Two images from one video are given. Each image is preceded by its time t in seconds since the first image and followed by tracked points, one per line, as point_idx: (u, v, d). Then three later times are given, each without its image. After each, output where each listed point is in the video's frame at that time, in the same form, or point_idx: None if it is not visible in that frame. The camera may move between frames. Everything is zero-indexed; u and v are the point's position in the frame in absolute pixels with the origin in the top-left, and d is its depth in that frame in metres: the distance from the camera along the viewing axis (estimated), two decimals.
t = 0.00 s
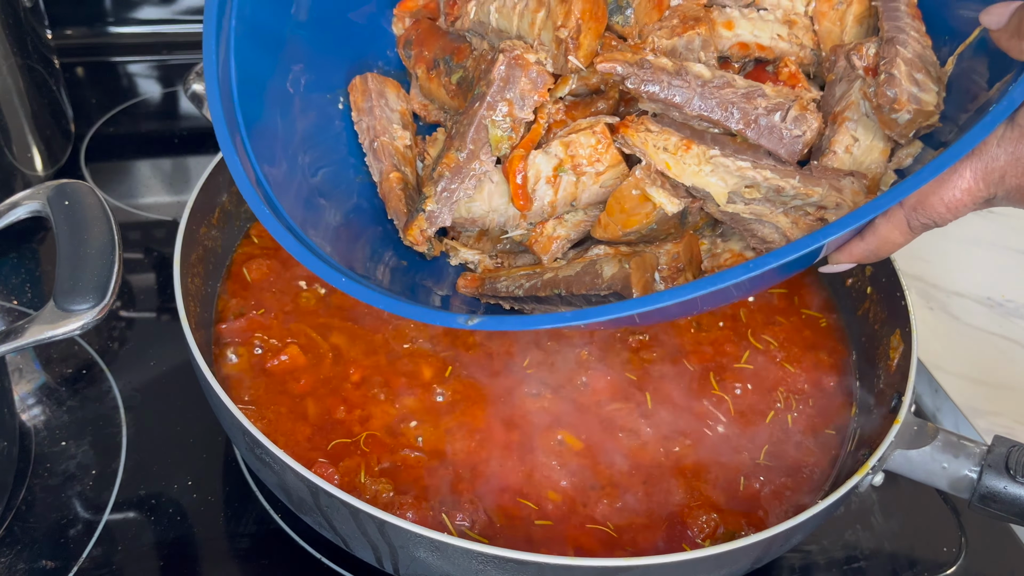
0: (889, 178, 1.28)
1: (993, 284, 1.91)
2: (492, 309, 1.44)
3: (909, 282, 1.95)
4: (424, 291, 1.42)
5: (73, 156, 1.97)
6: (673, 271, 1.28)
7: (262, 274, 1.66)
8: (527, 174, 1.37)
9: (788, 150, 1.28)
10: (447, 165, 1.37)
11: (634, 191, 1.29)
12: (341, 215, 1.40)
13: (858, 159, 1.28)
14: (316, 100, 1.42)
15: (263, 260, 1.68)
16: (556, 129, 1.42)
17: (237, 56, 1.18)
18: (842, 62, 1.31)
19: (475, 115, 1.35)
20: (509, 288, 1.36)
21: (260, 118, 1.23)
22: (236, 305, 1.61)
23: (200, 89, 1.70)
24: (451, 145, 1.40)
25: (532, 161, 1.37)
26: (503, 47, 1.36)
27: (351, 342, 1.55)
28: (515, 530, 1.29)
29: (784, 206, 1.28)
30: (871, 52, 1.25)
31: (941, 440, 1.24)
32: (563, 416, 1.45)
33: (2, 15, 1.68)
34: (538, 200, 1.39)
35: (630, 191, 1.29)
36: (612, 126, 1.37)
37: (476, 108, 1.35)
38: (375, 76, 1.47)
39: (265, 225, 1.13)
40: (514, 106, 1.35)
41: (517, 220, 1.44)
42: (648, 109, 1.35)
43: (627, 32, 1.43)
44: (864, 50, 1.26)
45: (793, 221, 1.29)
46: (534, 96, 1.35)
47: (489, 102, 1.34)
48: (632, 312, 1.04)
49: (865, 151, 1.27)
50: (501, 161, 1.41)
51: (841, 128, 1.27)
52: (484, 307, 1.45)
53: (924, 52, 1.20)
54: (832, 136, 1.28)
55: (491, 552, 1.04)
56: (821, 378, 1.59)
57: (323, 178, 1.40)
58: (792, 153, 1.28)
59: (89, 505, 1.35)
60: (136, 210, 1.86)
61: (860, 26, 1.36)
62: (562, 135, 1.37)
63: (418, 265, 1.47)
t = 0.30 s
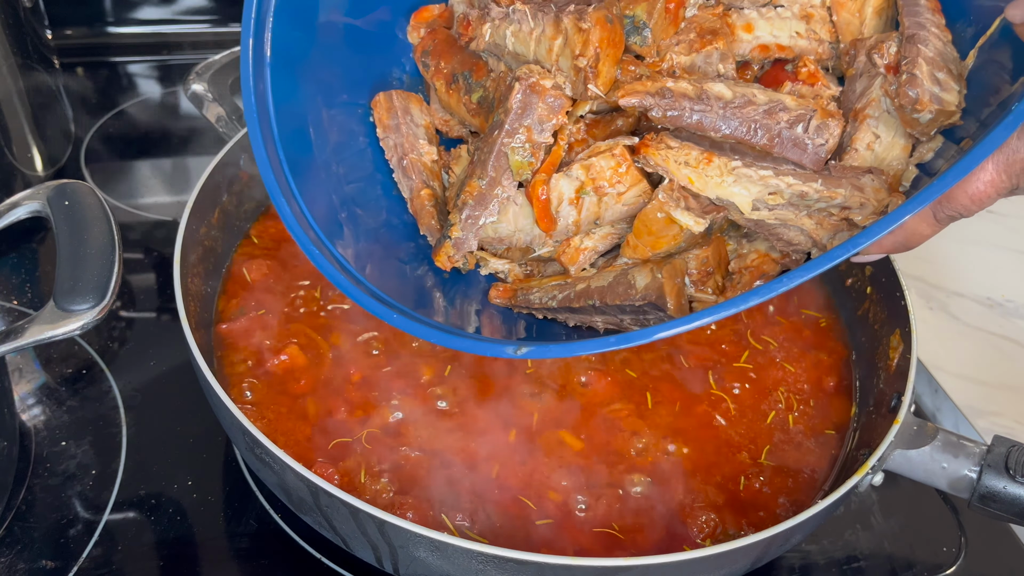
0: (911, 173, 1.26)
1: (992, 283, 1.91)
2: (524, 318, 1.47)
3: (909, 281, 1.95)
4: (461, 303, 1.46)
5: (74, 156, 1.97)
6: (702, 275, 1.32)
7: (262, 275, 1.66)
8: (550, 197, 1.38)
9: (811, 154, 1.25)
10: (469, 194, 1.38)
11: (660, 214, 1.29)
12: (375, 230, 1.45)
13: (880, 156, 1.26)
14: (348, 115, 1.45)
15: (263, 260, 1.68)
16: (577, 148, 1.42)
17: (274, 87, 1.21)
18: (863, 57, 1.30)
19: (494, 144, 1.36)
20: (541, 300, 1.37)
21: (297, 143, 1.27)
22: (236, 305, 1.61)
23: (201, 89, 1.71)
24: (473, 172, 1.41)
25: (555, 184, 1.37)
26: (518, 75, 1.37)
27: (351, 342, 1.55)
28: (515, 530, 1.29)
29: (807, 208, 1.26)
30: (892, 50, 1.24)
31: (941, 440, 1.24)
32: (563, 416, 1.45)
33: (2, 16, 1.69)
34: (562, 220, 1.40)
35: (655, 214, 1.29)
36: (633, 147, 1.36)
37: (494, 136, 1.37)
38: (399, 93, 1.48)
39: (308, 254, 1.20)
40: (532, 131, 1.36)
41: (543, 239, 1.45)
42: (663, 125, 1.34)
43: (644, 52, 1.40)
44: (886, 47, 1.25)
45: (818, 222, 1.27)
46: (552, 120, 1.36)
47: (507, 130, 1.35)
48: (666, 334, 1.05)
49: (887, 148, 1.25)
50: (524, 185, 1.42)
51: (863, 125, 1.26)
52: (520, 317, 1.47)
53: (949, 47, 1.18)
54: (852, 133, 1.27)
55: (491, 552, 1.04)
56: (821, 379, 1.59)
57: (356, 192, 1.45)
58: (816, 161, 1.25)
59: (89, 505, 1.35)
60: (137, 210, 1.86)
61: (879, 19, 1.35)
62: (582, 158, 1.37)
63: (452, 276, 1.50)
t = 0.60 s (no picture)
0: (920, 166, 1.28)
1: (991, 283, 1.92)
2: (538, 309, 1.46)
3: (909, 282, 1.95)
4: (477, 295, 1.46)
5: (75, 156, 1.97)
6: (714, 264, 1.30)
7: (263, 276, 1.66)
8: (555, 196, 1.39)
9: (819, 147, 1.26)
10: (475, 195, 1.37)
11: (668, 209, 1.30)
12: (393, 224, 1.45)
13: (890, 148, 1.27)
14: (367, 114, 1.46)
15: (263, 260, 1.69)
16: (584, 148, 1.42)
17: (295, 81, 1.23)
18: (874, 51, 1.30)
19: (500, 145, 1.36)
20: (554, 289, 1.36)
21: (317, 137, 1.29)
22: (236, 305, 1.61)
23: (201, 89, 1.71)
24: (479, 176, 1.41)
25: (559, 184, 1.38)
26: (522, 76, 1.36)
27: (351, 342, 1.55)
28: (515, 530, 1.29)
29: (818, 198, 1.26)
30: (904, 43, 1.24)
31: (941, 440, 1.24)
32: (563, 416, 1.45)
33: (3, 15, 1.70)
34: (568, 219, 1.41)
35: (663, 209, 1.30)
36: (636, 145, 1.36)
37: (499, 137, 1.37)
38: (413, 90, 1.48)
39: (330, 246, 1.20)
40: (536, 132, 1.36)
41: (552, 237, 1.45)
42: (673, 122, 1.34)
43: (652, 53, 1.39)
44: (897, 42, 1.25)
45: (828, 212, 1.26)
46: (556, 121, 1.36)
47: (510, 133, 1.36)
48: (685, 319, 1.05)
49: (897, 140, 1.26)
50: (529, 186, 1.41)
51: (873, 118, 1.26)
52: (532, 309, 1.46)
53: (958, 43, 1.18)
54: (863, 126, 1.27)
55: (491, 552, 1.04)
56: (822, 379, 1.59)
57: (375, 188, 1.45)
58: (824, 153, 1.26)
59: (89, 505, 1.35)
60: (137, 210, 1.86)
61: (891, 12, 1.34)
62: (585, 158, 1.37)
63: (469, 270, 1.50)
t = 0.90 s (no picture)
0: (917, 154, 1.28)
1: (991, 282, 1.92)
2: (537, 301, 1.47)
3: (909, 281, 1.95)
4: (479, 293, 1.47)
5: (74, 156, 1.97)
6: (713, 256, 1.32)
7: (263, 276, 1.66)
8: (549, 200, 1.39)
9: (818, 141, 1.25)
10: (470, 203, 1.38)
11: (667, 205, 1.31)
12: (397, 216, 1.46)
13: (887, 137, 1.27)
14: (367, 106, 1.46)
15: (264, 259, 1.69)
16: (579, 148, 1.41)
17: (297, 79, 1.23)
18: (872, 38, 1.30)
19: (492, 152, 1.37)
20: (556, 283, 1.37)
21: (318, 129, 1.29)
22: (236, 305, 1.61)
23: (201, 89, 1.68)
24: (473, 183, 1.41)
25: (553, 187, 1.38)
26: (510, 81, 1.37)
27: (351, 342, 1.55)
28: (516, 530, 1.30)
29: (816, 190, 1.26)
30: (902, 33, 1.24)
31: (941, 440, 1.24)
32: (564, 416, 1.45)
33: (3, 16, 1.70)
34: (564, 220, 1.42)
35: (662, 206, 1.31)
36: (629, 148, 1.35)
37: (492, 144, 1.37)
38: (409, 83, 1.47)
39: (339, 247, 1.23)
40: (528, 138, 1.37)
41: (550, 238, 1.46)
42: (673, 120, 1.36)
43: (647, 51, 1.40)
44: (894, 31, 1.26)
45: (827, 204, 1.27)
46: (547, 125, 1.37)
47: (502, 138, 1.36)
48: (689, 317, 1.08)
49: (894, 129, 1.26)
50: (523, 190, 1.42)
51: (870, 107, 1.27)
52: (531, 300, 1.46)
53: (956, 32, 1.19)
54: (860, 114, 1.28)
55: (491, 552, 1.04)
56: (821, 379, 1.59)
57: (377, 180, 1.46)
58: (824, 146, 1.25)
59: (89, 505, 1.35)
60: (137, 210, 1.86)
61: None
62: (578, 159, 1.37)
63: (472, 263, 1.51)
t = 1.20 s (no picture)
0: (914, 150, 1.27)
1: (991, 283, 1.91)
2: (539, 299, 1.46)
3: (909, 282, 1.95)
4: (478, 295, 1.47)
5: (75, 156, 1.97)
6: (713, 251, 1.34)
7: (263, 276, 1.66)
8: (549, 199, 1.39)
9: (817, 137, 1.26)
10: (472, 202, 1.38)
11: (667, 202, 1.32)
12: (400, 215, 1.46)
13: (885, 132, 1.27)
14: (368, 104, 1.46)
15: (263, 260, 1.69)
16: (580, 148, 1.40)
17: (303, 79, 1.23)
18: (869, 35, 1.30)
19: (494, 151, 1.37)
20: (556, 280, 1.37)
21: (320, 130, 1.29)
22: (236, 306, 1.61)
23: (201, 89, 1.68)
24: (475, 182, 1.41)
25: (553, 186, 1.38)
26: (511, 81, 1.37)
27: (351, 342, 1.55)
28: (516, 530, 1.29)
29: (815, 184, 1.26)
30: (900, 29, 1.24)
31: (941, 440, 1.24)
32: (564, 416, 1.46)
33: (3, 15, 1.69)
34: (563, 219, 1.41)
35: (663, 202, 1.32)
36: (629, 147, 1.34)
37: (493, 143, 1.37)
38: (409, 84, 1.46)
39: (345, 248, 1.26)
40: (530, 137, 1.37)
41: (551, 237, 1.46)
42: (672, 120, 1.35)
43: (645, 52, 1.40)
44: (892, 27, 1.25)
45: (825, 198, 1.26)
46: (549, 124, 1.37)
47: (503, 138, 1.36)
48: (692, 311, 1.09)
49: (891, 125, 1.27)
50: (524, 189, 1.43)
51: (868, 102, 1.27)
52: (531, 298, 1.46)
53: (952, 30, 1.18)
54: (857, 110, 1.28)
55: (491, 552, 1.04)
56: (820, 379, 1.58)
57: (379, 179, 1.46)
58: (822, 142, 1.26)
59: (89, 505, 1.35)
60: (137, 210, 1.86)
61: None
62: (577, 158, 1.36)
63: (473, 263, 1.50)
